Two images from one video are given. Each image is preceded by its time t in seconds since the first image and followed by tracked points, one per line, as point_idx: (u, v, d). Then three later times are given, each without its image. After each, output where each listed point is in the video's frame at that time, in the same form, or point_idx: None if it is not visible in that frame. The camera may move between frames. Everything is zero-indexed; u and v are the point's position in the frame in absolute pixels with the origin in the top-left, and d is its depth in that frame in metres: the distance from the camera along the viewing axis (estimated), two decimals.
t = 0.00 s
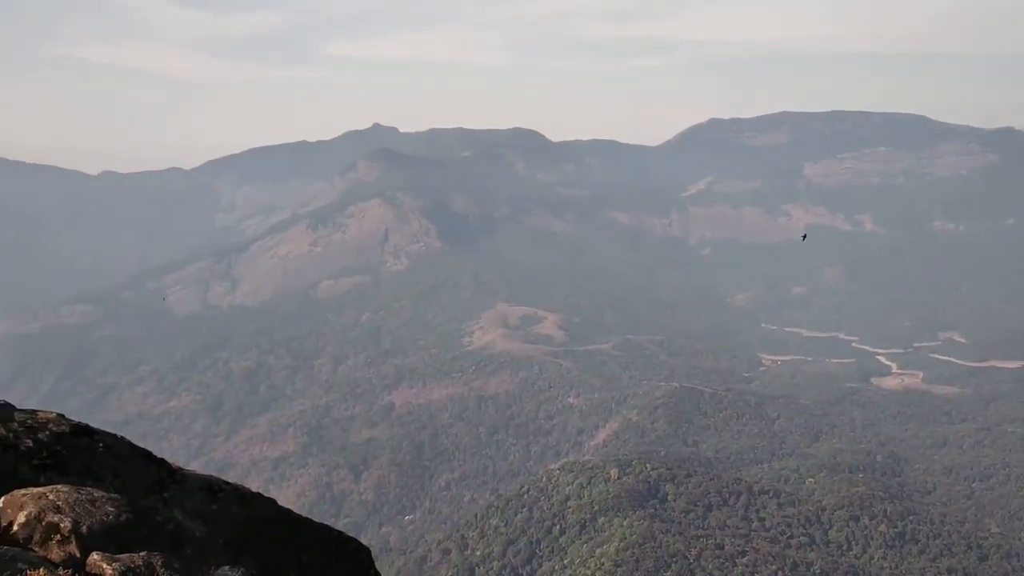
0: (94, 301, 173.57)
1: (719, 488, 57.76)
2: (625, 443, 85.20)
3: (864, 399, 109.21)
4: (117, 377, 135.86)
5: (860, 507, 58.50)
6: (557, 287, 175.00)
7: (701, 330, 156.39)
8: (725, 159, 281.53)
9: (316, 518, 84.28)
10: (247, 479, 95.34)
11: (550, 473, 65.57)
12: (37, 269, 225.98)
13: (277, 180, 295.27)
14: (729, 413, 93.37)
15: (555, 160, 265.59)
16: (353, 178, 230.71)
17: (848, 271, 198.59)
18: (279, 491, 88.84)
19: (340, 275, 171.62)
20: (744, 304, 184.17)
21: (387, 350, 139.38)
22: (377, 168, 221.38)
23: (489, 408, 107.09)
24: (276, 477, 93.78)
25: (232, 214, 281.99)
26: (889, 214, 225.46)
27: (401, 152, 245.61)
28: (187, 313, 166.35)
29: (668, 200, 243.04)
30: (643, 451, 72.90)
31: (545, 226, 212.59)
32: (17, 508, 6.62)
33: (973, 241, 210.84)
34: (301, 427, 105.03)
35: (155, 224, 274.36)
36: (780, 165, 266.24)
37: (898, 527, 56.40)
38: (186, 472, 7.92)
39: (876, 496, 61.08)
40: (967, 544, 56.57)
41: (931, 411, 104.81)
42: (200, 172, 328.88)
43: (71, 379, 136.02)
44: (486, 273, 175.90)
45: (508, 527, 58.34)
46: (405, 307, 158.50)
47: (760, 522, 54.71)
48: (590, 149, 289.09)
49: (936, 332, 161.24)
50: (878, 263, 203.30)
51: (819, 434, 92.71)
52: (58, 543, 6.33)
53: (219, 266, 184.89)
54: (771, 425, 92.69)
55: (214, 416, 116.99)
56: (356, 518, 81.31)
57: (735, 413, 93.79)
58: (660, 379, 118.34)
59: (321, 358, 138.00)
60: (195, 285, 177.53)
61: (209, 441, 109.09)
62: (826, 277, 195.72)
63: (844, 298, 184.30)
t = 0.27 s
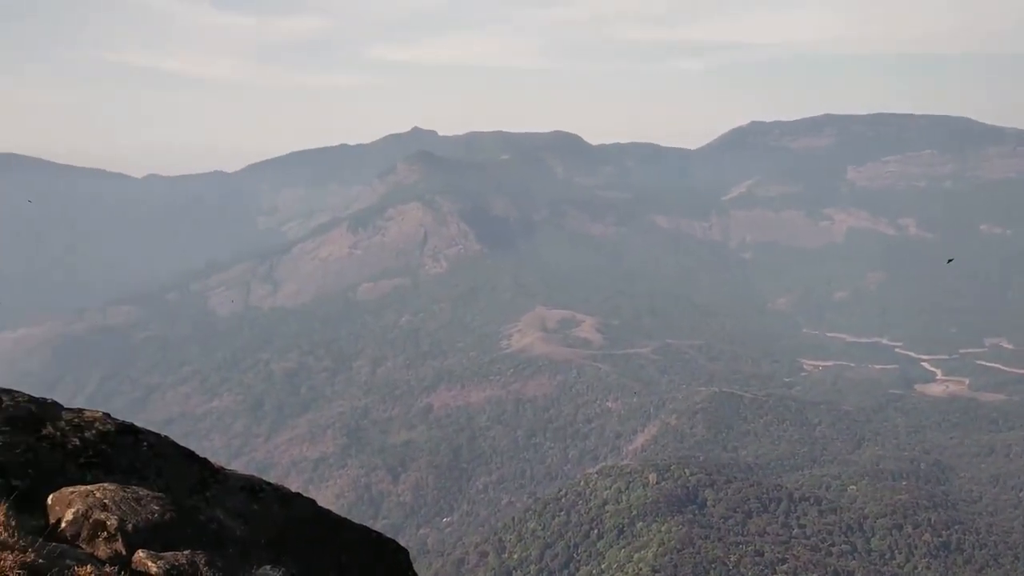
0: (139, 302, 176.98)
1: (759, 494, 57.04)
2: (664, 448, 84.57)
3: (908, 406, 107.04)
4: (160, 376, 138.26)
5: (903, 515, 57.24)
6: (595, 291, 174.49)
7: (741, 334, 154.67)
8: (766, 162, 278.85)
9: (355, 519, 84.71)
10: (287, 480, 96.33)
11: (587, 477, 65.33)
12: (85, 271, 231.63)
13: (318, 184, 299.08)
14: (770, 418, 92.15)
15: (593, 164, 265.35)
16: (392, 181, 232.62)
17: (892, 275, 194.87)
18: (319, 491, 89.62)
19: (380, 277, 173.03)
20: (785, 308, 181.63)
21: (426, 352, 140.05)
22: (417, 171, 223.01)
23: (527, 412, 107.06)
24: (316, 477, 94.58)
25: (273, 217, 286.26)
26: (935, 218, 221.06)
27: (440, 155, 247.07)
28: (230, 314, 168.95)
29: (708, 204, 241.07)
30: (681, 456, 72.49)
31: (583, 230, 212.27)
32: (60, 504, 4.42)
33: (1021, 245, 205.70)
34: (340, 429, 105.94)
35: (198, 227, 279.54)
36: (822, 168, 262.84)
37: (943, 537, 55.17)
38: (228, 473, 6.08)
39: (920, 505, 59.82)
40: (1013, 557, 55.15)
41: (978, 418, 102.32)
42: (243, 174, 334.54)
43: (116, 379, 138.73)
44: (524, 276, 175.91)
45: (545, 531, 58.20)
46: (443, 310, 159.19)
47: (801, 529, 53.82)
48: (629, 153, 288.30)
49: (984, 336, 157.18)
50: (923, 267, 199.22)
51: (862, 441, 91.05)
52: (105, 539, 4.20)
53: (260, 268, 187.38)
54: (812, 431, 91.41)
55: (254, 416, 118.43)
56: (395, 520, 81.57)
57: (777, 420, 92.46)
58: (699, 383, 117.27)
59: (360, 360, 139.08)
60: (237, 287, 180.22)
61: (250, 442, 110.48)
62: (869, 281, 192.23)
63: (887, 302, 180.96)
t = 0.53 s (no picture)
0: (186, 305, 180.15)
1: (803, 504, 56.13)
2: (706, 456, 83.67)
3: (958, 417, 104.47)
4: (206, 379, 140.53)
5: (952, 528, 55.88)
6: (636, 297, 173.49)
7: (786, 343, 152.45)
8: (813, 170, 274.82)
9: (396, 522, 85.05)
10: (329, 483, 97.19)
11: (628, 484, 64.96)
12: (134, 274, 236.40)
13: (362, 190, 302.17)
14: (815, 428, 90.68)
15: (636, 170, 264.23)
16: (435, 187, 234.19)
17: (942, 282, 190.35)
18: (360, 494, 90.15)
19: (422, 283, 174.21)
20: (831, 316, 178.58)
21: (467, 358, 140.52)
22: (459, 177, 224.24)
23: (568, 418, 106.83)
24: (358, 481, 95.28)
25: (318, 223, 289.80)
26: (987, 225, 215.82)
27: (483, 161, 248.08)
28: (275, 318, 171.38)
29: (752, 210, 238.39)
30: (724, 465, 71.65)
31: (625, 236, 211.35)
32: (110, 505, 4.49)
33: None
34: (382, 433, 106.68)
35: (244, 232, 283.82)
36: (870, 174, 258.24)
37: (993, 550, 53.69)
38: (271, 473, 6.13)
39: (970, 518, 58.32)
40: None
41: None
42: (288, 180, 339.24)
43: (164, 380, 141.46)
44: (566, 282, 175.66)
45: (585, 538, 57.94)
46: (484, 315, 159.62)
47: (846, 540, 52.79)
48: (673, 160, 286.40)
49: None
50: (976, 275, 194.35)
51: (910, 452, 89.08)
52: (154, 540, 4.26)
53: (305, 273, 189.67)
54: (858, 441, 89.71)
55: (297, 420, 119.76)
56: (435, 524, 81.66)
57: (822, 429, 90.88)
58: (742, 392, 115.90)
59: (402, 365, 139.94)
60: (282, 291, 182.55)
61: (293, 445, 111.72)
62: (918, 289, 188.02)
63: (937, 310, 176.70)
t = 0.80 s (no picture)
0: (234, 309, 183.22)
1: (852, 514, 54.96)
2: (753, 465, 82.51)
3: (1015, 428, 101.54)
4: (254, 383, 142.64)
5: (1007, 541, 54.19)
6: (682, 303, 172.09)
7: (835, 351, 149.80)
8: (862, 176, 270.17)
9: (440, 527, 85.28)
10: (374, 486, 97.95)
11: (673, 493, 64.32)
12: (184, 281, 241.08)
13: (407, 196, 304.92)
14: (865, 437, 88.86)
15: (681, 176, 262.45)
16: (480, 193, 235.37)
17: (997, 289, 185.03)
18: (404, 498, 90.65)
19: (467, 288, 175.08)
20: (881, 323, 175.03)
21: (511, 364, 140.77)
22: (504, 183, 225.11)
23: (613, 425, 106.34)
24: (402, 485, 95.84)
25: (364, 228, 293.16)
26: None
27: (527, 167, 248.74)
28: (322, 322, 173.61)
29: (800, 216, 235.04)
30: (771, 475, 70.52)
31: (671, 242, 209.96)
32: (164, 508, 4.56)
33: None
34: (427, 437, 107.31)
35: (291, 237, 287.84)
36: (922, 180, 252.93)
37: None
38: (318, 478, 6.18)
39: None
40: None
41: None
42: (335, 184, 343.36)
43: (213, 383, 144.08)
44: (610, 289, 175.01)
45: (629, 546, 57.43)
46: (529, 321, 159.79)
47: (897, 552, 51.50)
48: (719, 165, 283.79)
49: None
50: None
51: (963, 464, 86.76)
52: (204, 540, 4.31)
53: (350, 278, 191.70)
54: (910, 451, 87.69)
55: (343, 424, 120.92)
56: (479, 530, 81.63)
57: (872, 439, 88.98)
58: (789, 400, 114.21)
59: (446, 370, 140.57)
60: (329, 296, 184.75)
61: (339, 448, 112.92)
62: (972, 295, 182.95)
63: (993, 317, 171.87)
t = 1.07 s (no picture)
0: (272, 311, 185.35)
1: (890, 525, 53.98)
2: (789, 473, 81.42)
3: None
4: (290, 385, 144.12)
5: None
6: (717, 309, 170.60)
7: (874, 358, 147.43)
8: (903, 182, 265.98)
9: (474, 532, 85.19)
10: (408, 490, 98.29)
11: (707, 500, 63.67)
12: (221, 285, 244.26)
13: (442, 200, 306.53)
14: (904, 447, 87.29)
15: (718, 181, 260.56)
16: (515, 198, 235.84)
17: None
18: (438, 502, 90.86)
19: (501, 293, 175.41)
20: (921, 329, 171.83)
21: (545, 369, 140.59)
22: (539, 188, 225.35)
23: (647, 432, 105.72)
24: (436, 488, 96.04)
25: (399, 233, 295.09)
26: None
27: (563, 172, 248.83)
28: (357, 325, 175.01)
29: (839, 222, 232.01)
30: (808, 483, 69.55)
31: (707, 248, 208.51)
32: (198, 509, 4.60)
33: None
34: (461, 441, 107.57)
35: (328, 241, 290.65)
36: (965, 185, 248.38)
37: None
38: (352, 482, 6.23)
39: None
40: None
41: None
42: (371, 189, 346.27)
43: (250, 386, 145.86)
44: (646, 294, 174.13)
45: (663, 553, 56.83)
46: (563, 326, 159.60)
47: (937, 564, 50.39)
48: (756, 170, 281.42)
49: None
50: None
51: (1007, 474, 84.75)
52: (241, 542, 4.34)
53: (386, 281, 193.00)
54: (951, 461, 85.92)
55: (377, 427, 121.63)
56: (512, 535, 81.39)
57: (912, 449, 87.32)
58: (827, 408, 112.67)
59: (480, 375, 140.86)
60: (364, 299, 186.26)
61: (373, 451, 113.60)
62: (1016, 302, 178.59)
63: None
